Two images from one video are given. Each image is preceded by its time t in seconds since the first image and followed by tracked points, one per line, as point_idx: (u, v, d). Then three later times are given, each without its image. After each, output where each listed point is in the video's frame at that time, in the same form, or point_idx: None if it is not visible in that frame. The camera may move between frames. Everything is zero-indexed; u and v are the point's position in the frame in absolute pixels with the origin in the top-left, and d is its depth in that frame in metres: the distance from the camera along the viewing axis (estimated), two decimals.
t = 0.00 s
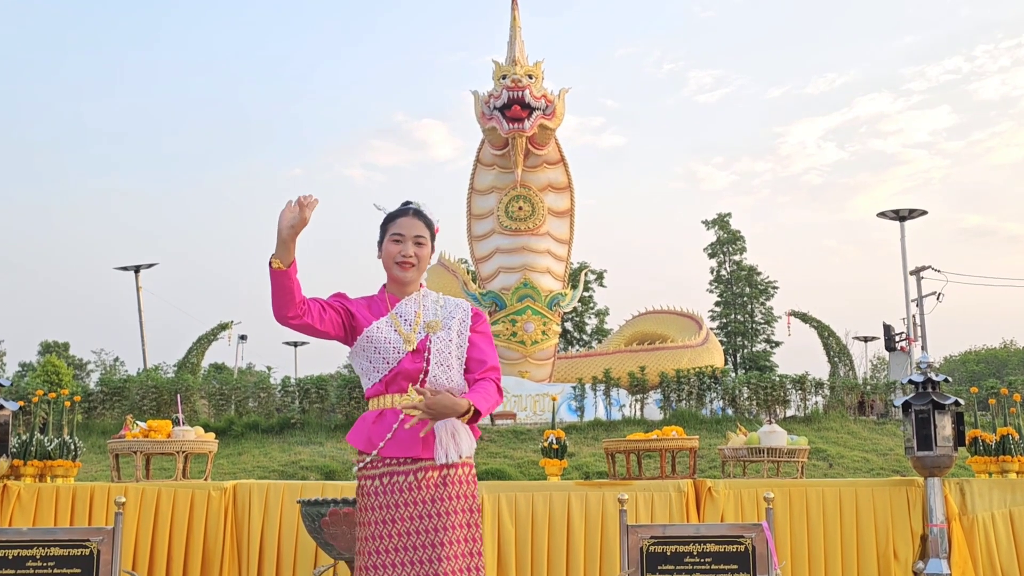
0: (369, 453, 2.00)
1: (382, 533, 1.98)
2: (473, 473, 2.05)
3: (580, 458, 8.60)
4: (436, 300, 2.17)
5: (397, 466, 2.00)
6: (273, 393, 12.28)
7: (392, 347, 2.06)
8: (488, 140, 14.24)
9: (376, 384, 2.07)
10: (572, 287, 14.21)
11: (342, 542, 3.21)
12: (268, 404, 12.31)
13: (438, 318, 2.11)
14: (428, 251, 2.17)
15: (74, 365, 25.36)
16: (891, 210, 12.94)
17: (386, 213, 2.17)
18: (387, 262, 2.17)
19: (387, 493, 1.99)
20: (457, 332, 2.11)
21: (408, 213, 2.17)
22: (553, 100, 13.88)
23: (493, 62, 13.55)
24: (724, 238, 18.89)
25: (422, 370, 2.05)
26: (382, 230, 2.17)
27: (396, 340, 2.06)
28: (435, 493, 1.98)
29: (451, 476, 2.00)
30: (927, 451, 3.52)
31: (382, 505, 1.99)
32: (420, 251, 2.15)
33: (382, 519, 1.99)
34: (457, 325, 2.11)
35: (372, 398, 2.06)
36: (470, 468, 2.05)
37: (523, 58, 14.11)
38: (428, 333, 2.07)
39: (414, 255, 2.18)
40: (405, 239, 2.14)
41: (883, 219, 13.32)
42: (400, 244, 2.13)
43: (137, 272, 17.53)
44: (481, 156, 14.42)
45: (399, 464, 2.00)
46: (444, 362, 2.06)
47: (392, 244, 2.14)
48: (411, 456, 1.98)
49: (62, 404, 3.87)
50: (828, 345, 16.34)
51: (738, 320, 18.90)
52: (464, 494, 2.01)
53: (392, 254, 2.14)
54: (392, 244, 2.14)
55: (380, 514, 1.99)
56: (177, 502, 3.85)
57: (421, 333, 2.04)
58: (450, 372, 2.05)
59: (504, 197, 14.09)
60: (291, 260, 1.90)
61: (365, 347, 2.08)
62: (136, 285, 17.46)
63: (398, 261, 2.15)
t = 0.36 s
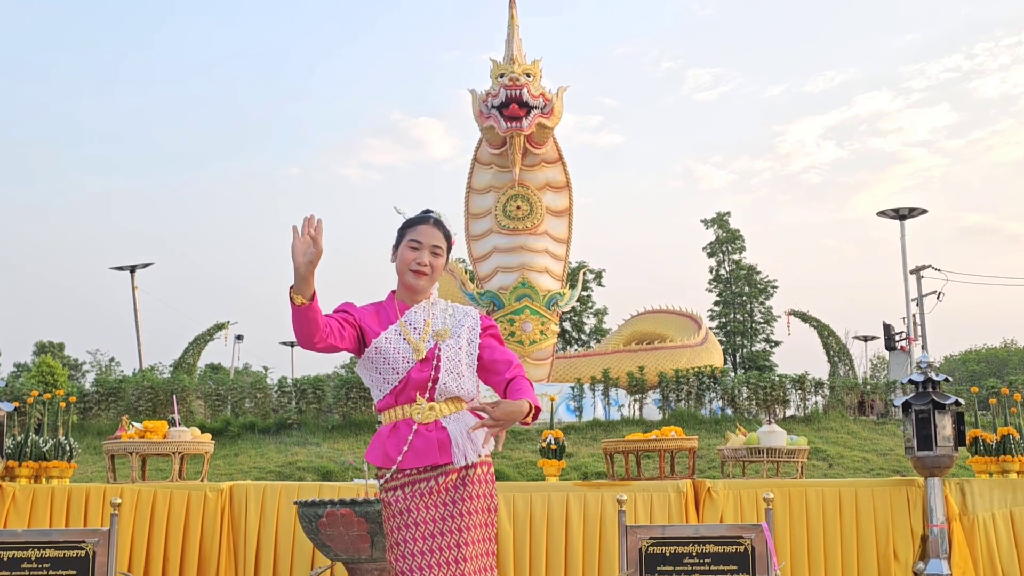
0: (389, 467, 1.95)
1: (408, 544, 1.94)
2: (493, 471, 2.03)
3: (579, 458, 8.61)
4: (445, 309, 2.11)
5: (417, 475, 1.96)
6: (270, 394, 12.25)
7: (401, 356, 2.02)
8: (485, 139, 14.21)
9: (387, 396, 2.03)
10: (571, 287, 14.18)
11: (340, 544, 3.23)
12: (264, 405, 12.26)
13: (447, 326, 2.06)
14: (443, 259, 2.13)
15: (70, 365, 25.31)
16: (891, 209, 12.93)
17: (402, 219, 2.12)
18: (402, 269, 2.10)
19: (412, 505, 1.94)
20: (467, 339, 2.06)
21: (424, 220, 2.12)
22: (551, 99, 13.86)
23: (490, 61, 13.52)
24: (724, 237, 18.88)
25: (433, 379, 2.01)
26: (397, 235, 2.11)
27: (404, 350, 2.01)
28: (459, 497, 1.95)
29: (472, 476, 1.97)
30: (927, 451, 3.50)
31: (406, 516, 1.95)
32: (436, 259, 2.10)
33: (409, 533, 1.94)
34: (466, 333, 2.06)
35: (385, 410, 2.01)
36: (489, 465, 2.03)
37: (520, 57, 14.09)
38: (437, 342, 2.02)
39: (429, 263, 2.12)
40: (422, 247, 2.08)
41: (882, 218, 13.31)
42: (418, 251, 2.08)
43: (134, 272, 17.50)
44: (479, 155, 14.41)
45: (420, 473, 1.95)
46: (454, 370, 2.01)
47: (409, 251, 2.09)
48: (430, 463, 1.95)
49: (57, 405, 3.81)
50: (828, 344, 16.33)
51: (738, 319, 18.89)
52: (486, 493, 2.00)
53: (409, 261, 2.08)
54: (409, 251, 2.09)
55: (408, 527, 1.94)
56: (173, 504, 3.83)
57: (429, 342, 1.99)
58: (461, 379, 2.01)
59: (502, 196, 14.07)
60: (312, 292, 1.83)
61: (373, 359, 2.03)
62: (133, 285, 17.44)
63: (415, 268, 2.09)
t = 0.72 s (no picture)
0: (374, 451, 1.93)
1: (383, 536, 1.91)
2: (477, 479, 2.02)
3: (576, 459, 8.61)
4: (449, 303, 2.13)
5: (403, 466, 1.94)
6: (268, 394, 12.23)
7: (410, 349, 2.02)
8: (484, 139, 14.20)
9: (387, 384, 2.02)
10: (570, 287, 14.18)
11: (341, 544, 3.28)
12: (263, 405, 12.25)
13: (454, 321, 2.08)
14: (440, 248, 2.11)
15: (68, 367, 25.23)
16: (890, 209, 12.94)
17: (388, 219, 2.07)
18: (401, 265, 2.07)
19: (391, 494, 1.92)
20: (472, 335, 2.09)
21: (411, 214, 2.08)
22: (550, 99, 13.86)
23: (489, 61, 13.51)
24: (722, 237, 18.88)
25: (437, 374, 2.03)
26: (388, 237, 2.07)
27: (413, 343, 2.02)
28: (440, 496, 1.93)
29: (456, 481, 1.96)
30: (925, 451, 3.51)
31: (384, 506, 1.93)
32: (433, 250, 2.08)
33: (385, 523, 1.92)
34: (471, 329, 2.09)
35: (384, 395, 2.01)
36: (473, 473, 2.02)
37: (519, 57, 14.09)
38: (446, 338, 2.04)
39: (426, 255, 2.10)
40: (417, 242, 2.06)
41: (881, 218, 13.31)
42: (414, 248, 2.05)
43: (132, 272, 17.47)
44: (477, 155, 14.42)
45: (404, 465, 1.94)
46: (459, 366, 2.04)
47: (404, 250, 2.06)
48: (417, 457, 1.94)
49: (55, 406, 3.80)
50: (828, 345, 16.33)
51: (737, 319, 18.89)
52: (467, 500, 1.98)
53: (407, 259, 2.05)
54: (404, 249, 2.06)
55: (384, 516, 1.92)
56: (172, 504, 3.82)
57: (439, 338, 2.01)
58: (464, 376, 2.05)
59: (501, 196, 14.07)
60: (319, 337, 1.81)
61: (380, 349, 2.01)
62: (130, 286, 17.42)
63: (414, 264, 2.07)
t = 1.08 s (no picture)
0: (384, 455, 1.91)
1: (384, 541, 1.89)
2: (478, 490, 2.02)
3: (576, 460, 8.60)
4: (452, 309, 2.13)
5: (410, 472, 1.92)
6: (269, 395, 12.24)
7: (420, 358, 2.00)
8: (484, 139, 14.20)
9: (399, 393, 2.00)
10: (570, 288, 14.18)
11: (342, 544, 3.30)
12: (263, 406, 12.25)
13: (459, 327, 2.08)
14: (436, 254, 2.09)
15: (68, 367, 25.29)
16: (890, 209, 12.94)
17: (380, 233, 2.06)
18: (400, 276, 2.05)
19: (397, 500, 1.90)
20: (477, 340, 2.10)
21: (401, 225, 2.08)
22: (550, 100, 13.86)
23: (489, 62, 13.52)
24: (723, 238, 18.89)
25: (447, 382, 2.03)
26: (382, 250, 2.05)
27: (423, 352, 2.01)
28: (445, 507, 1.92)
29: (460, 491, 1.96)
30: (925, 452, 3.51)
31: (387, 511, 1.91)
32: (429, 255, 2.07)
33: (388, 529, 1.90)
34: (476, 334, 2.10)
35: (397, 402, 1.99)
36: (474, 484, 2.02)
37: (519, 57, 14.10)
38: (454, 345, 2.04)
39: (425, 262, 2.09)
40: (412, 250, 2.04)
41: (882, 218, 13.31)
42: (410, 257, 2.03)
43: (132, 272, 17.47)
44: (477, 156, 14.44)
45: (412, 472, 1.92)
46: (468, 374, 2.05)
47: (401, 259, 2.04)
48: (426, 466, 1.92)
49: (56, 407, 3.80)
50: (828, 345, 16.35)
51: (737, 320, 18.89)
52: (468, 511, 1.98)
53: (406, 267, 2.03)
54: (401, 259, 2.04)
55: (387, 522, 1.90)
56: (172, 505, 3.82)
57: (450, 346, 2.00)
58: (474, 384, 2.06)
59: (501, 197, 14.08)
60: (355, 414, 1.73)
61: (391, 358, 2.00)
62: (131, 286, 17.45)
63: (413, 272, 2.05)
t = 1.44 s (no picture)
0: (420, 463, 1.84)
1: (438, 546, 1.83)
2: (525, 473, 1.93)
3: (577, 460, 8.61)
4: (461, 301, 2.02)
5: (451, 472, 1.85)
6: (269, 395, 12.23)
7: (431, 355, 1.90)
8: (484, 139, 14.23)
9: (417, 396, 1.91)
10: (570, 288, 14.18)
11: (339, 545, 3.32)
12: (263, 405, 12.22)
13: (469, 319, 1.97)
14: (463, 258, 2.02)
15: (71, 367, 25.33)
16: (890, 210, 12.94)
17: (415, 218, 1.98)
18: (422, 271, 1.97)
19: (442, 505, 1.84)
20: (490, 328, 1.97)
21: (441, 219, 2.00)
22: (550, 100, 13.86)
23: (489, 62, 13.52)
24: (723, 238, 18.89)
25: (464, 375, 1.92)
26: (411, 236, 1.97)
27: (433, 347, 1.90)
28: (491, 499, 1.84)
29: (505, 478, 1.87)
30: (925, 452, 3.51)
31: (436, 516, 1.84)
32: (456, 258, 1.99)
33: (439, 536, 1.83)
34: (488, 323, 1.98)
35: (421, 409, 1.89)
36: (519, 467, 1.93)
37: (519, 57, 14.10)
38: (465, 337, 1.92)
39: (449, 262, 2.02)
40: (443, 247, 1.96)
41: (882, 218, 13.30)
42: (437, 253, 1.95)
43: (134, 272, 17.49)
44: (477, 156, 14.45)
45: (452, 472, 1.84)
46: (485, 364, 1.93)
47: (427, 253, 1.97)
48: (464, 461, 1.85)
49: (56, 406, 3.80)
50: (828, 345, 16.37)
51: (737, 320, 18.87)
52: (518, 496, 1.89)
53: (428, 264, 1.96)
54: (427, 253, 1.97)
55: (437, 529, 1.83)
56: (173, 505, 3.82)
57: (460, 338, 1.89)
58: (493, 371, 1.94)
59: (501, 197, 14.09)
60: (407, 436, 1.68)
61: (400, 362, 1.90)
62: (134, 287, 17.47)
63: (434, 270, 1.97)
